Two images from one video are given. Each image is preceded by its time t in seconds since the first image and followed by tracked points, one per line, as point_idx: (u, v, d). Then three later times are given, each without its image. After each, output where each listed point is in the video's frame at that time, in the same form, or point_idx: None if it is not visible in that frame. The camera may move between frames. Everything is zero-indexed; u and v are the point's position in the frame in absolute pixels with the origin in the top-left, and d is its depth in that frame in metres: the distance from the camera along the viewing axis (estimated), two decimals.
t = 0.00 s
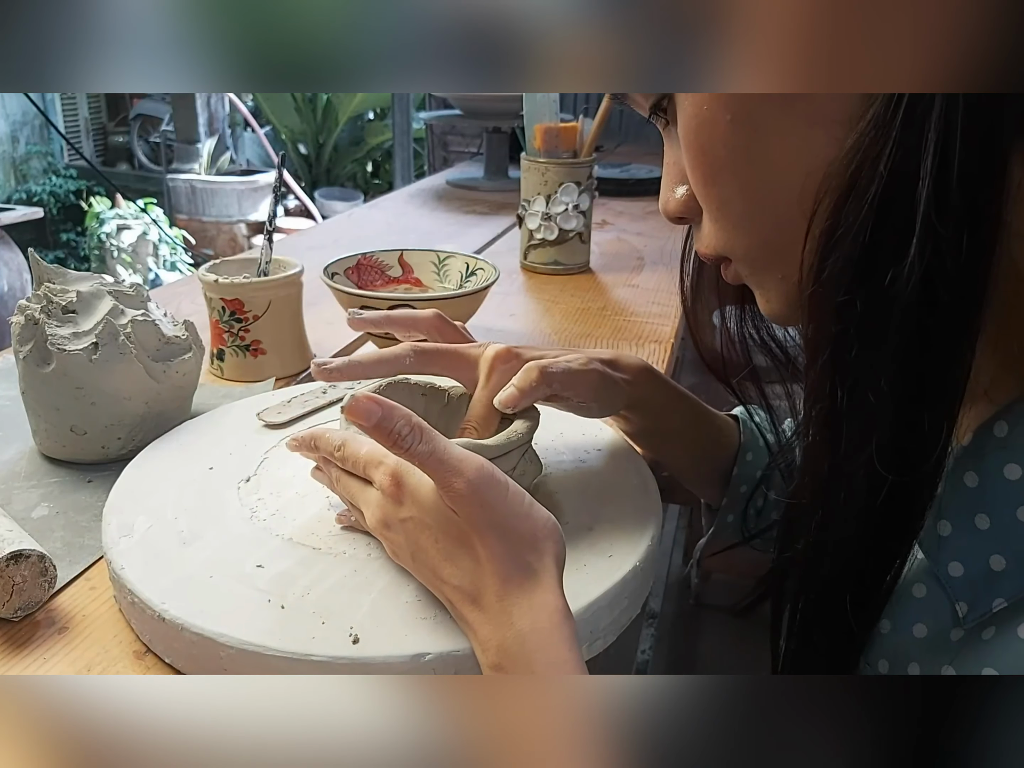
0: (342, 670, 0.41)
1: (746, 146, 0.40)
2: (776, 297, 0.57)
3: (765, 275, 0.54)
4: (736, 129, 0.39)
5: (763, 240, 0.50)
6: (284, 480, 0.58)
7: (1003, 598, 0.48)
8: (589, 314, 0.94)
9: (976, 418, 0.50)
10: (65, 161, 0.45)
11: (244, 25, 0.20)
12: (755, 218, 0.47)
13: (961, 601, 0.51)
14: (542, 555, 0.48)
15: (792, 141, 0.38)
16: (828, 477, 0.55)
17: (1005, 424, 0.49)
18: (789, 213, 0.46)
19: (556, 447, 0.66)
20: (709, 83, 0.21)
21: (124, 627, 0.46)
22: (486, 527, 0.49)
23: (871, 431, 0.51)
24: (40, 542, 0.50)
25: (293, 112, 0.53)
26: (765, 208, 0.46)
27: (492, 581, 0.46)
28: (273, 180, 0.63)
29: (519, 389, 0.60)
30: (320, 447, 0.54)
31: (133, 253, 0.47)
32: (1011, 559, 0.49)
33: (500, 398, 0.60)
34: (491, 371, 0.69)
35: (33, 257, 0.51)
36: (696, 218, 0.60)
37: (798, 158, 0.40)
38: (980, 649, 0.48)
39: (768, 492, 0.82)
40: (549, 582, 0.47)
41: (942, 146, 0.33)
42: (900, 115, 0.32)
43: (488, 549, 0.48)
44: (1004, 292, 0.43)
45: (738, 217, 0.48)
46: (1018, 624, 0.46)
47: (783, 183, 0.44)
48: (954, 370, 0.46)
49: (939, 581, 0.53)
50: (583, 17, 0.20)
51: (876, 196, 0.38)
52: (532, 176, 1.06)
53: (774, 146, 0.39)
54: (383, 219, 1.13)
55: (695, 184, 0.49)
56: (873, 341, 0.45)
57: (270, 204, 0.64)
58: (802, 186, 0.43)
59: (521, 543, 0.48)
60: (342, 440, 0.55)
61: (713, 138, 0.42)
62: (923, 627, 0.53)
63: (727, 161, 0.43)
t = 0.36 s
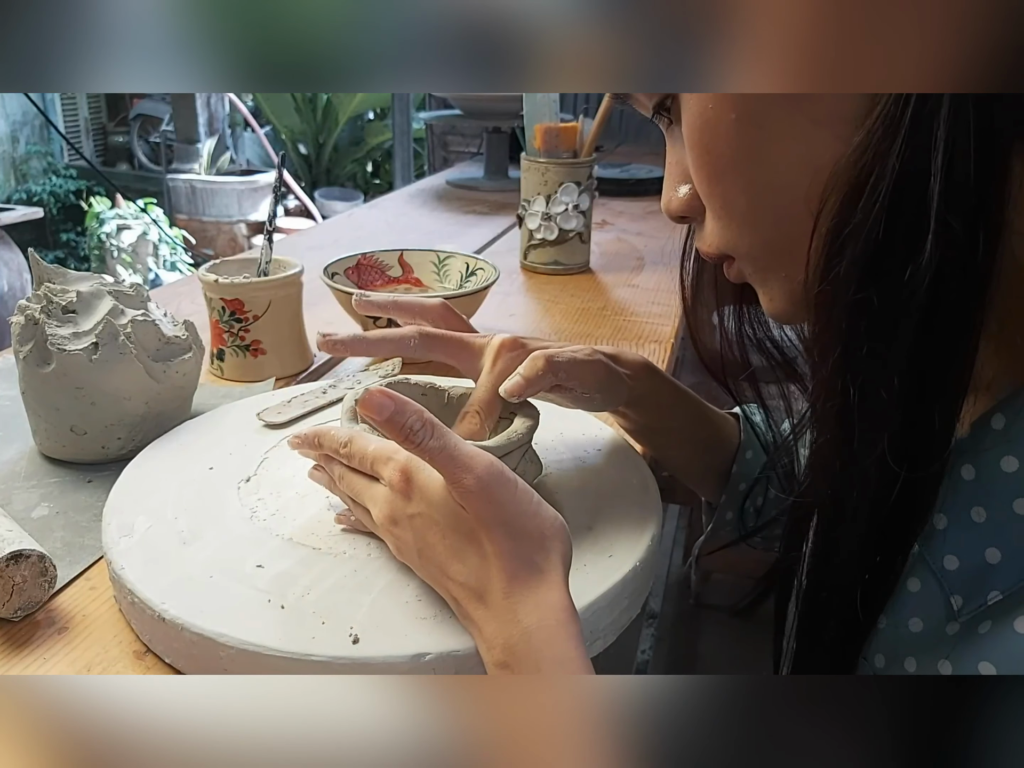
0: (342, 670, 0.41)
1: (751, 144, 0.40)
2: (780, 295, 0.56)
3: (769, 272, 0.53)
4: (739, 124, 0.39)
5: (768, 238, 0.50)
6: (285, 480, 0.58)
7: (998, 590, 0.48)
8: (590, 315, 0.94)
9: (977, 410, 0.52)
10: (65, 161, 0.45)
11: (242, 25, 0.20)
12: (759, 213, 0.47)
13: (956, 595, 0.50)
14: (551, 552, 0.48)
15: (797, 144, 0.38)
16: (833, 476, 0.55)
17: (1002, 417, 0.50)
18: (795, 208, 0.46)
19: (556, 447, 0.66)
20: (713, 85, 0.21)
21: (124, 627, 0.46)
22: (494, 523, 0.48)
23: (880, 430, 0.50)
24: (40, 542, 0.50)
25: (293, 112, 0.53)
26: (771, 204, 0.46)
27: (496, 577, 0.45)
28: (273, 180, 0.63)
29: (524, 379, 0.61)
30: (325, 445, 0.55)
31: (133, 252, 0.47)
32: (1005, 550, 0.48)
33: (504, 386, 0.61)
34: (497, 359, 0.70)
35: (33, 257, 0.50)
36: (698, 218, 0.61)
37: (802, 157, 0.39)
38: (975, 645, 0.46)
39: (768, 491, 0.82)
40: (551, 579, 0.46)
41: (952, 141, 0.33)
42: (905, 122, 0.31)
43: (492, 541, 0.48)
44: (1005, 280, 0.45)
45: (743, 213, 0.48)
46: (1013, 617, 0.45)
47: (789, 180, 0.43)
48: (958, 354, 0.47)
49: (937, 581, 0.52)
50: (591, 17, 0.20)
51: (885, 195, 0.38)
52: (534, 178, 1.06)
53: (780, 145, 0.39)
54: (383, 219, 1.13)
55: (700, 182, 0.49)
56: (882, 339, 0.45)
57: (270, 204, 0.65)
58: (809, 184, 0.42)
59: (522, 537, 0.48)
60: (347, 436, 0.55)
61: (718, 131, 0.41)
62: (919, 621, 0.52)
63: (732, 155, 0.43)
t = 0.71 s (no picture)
0: (343, 671, 0.41)
1: (747, 140, 0.40)
2: (774, 290, 0.56)
3: (763, 267, 0.54)
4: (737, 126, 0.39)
5: (762, 232, 0.50)
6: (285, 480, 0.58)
7: (984, 582, 0.47)
8: (589, 315, 0.94)
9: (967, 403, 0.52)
10: (64, 161, 0.45)
11: (239, 25, 0.20)
12: (755, 205, 0.47)
13: (945, 587, 0.49)
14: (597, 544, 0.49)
15: (793, 139, 0.38)
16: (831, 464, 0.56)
17: (989, 411, 0.49)
18: (788, 205, 0.46)
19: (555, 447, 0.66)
20: (713, 86, 0.21)
21: (124, 627, 0.46)
22: (583, 503, 0.51)
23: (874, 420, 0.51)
24: (40, 542, 0.50)
25: (294, 112, 0.53)
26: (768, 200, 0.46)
27: (584, 557, 0.48)
28: (273, 180, 0.63)
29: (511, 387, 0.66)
30: (349, 454, 0.54)
31: (133, 253, 0.47)
32: (993, 544, 0.47)
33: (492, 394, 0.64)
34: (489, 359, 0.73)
35: (33, 257, 0.50)
36: (696, 216, 0.61)
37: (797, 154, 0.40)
38: (966, 639, 0.46)
39: (762, 492, 0.82)
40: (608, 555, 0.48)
41: (942, 139, 0.32)
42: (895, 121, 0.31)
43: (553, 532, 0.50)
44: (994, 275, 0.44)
45: (741, 208, 0.49)
46: (1003, 611, 0.44)
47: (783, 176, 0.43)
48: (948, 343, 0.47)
49: (925, 573, 0.51)
50: (591, 14, 0.19)
51: (877, 192, 0.38)
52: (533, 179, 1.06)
53: (776, 141, 0.39)
54: (384, 219, 1.13)
55: (699, 182, 0.50)
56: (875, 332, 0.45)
57: (270, 204, 0.64)
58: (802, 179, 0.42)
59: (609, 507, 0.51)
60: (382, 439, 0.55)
61: (716, 130, 0.41)
62: (908, 615, 0.51)
63: (729, 150, 0.43)
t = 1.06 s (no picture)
0: (341, 670, 0.41)
1: (747, 135, 0.40)
2: (773, 287, 0.56)
3: (762, 265, 0.54)
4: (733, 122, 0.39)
5: (761, 228, 0.50)
6: (284, 480, 0.58)
7: (988, 579, 0.47)
8: (590, 314, 0.94)
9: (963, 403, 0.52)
10: (64, 161, 0.45)
11: (239, 24, 0.20)
12: (755, 201, 0.47)
13: (949, 584, 0.50)
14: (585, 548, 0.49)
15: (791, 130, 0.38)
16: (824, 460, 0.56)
17: (991, 409, 0.50)
18: (787, 201, 0.46)
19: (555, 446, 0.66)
20: (712, 87, 0.21)
21: (124, 627, 0.46)
22: (570, 505, 0.51)
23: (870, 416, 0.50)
24: (40, 542, 0.50)
25: (293, 112, 0.53)
26: (765, 196, 0.46)
27: (574, 560, 0.49)
28: (273, 180, 0.63)
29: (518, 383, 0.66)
30: (347, 451, 0.55)
31: (132, 252, 0.47)
32: (995, 541, 0.48)
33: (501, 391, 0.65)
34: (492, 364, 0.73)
35: (32, 257, 0.50)
36: (695, 217, 0.61)
37: (796, 148, 0.40)
38: (969, 634, 0.46)
39: (762, 494, 0.82)
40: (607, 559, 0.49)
41: (938, 136, 0.31)
42: (889, 117, 0.30)
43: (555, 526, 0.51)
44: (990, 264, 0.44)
45: (740, 201, 0.48)
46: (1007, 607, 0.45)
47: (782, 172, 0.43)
48: (945, 337, 0.46)
49: (926, 568, 0.52)
50: (591, 16, 0.19)
51: (873, 187, 0.37)
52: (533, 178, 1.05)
53: (775, 134, 0.39)
54: (383, 219, 1.13)
55: (695, 179, 0.50)
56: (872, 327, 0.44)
57: (270, 204, 0.64)
58: (799, 173, 0.42)
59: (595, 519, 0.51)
60: (376, 438, 0.55)
61: (716, 129, 0.41)
62: (910, 611, 0.52)
63: (727, 147, 0.43)
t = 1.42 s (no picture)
0: (341, 670, 0.41)
1: (754, 130, 0.40)
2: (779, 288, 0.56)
3: (766, 265, 0.54)
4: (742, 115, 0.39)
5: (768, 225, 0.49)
6: (284, 480, 0.58)
7: (992, 576, 0.48)
8: (589, 314, 0.94)
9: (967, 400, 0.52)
10: (64, 161, 0.44)
11: (240, 22, 0.20)
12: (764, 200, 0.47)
13: (952, 581, 0.50)
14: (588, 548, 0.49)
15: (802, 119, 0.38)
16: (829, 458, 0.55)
17: (992, 408, 0.50)
18: (793, 199, 0.46)
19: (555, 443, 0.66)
20: (713, 87, 0.21)
21: (124, 627, 0.46)
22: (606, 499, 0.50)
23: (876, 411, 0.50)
24: (40, 542, 0.50)
25: (293, 112, 0.53)
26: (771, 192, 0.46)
27: (614, 553, 0.48)
28: (273, 180, 0.63)
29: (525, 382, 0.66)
30: (352, 469, 0.52)
31: (132, 253, 0.48)
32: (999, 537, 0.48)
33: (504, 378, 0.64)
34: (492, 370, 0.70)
35: (33, 257, 0.51)
36: (698, 214, 0.60)
37: (799, 141, 0.40)
38: (971, 630, 0.47)
39: (764, 491, 0.82)
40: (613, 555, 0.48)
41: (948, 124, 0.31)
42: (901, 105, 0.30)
43: (558, 523, 0.50)
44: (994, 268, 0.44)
45: (746, 203, 0.48)
46: (1009, 604, 0.45)
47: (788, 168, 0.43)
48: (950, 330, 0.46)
49: (929, 565, 0.51)
50: (591, 15, 0.19)
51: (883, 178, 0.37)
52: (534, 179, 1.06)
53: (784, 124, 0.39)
54: (383, 219, 1.13)
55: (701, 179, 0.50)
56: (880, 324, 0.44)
57: (270, 204, 0.64)
58: (806, 172, 0.42)
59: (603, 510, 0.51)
60: (385, 449, 0.53)
61: (723, 123, 0.42)
62: (913, 608, 0.52)
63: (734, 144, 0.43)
